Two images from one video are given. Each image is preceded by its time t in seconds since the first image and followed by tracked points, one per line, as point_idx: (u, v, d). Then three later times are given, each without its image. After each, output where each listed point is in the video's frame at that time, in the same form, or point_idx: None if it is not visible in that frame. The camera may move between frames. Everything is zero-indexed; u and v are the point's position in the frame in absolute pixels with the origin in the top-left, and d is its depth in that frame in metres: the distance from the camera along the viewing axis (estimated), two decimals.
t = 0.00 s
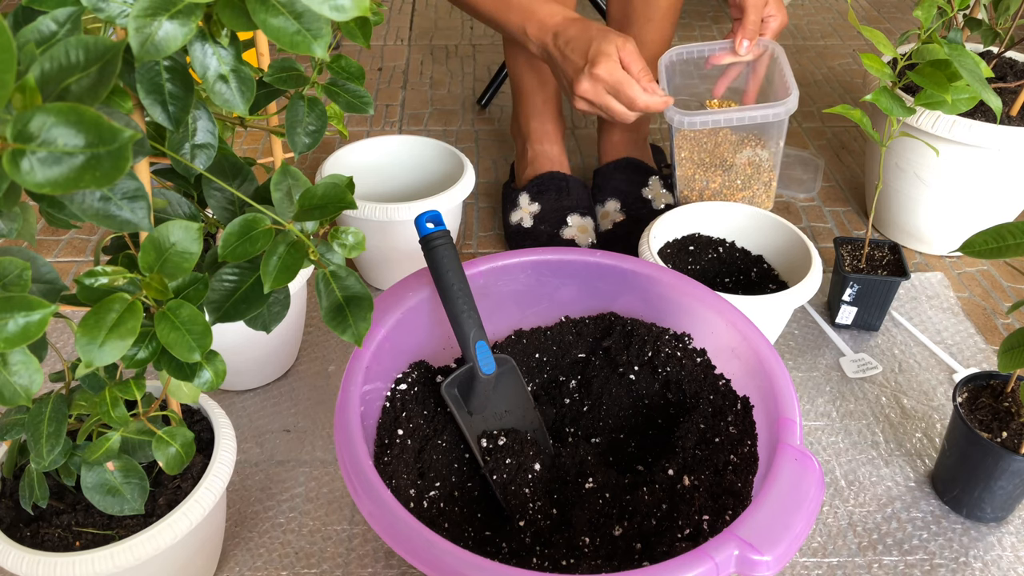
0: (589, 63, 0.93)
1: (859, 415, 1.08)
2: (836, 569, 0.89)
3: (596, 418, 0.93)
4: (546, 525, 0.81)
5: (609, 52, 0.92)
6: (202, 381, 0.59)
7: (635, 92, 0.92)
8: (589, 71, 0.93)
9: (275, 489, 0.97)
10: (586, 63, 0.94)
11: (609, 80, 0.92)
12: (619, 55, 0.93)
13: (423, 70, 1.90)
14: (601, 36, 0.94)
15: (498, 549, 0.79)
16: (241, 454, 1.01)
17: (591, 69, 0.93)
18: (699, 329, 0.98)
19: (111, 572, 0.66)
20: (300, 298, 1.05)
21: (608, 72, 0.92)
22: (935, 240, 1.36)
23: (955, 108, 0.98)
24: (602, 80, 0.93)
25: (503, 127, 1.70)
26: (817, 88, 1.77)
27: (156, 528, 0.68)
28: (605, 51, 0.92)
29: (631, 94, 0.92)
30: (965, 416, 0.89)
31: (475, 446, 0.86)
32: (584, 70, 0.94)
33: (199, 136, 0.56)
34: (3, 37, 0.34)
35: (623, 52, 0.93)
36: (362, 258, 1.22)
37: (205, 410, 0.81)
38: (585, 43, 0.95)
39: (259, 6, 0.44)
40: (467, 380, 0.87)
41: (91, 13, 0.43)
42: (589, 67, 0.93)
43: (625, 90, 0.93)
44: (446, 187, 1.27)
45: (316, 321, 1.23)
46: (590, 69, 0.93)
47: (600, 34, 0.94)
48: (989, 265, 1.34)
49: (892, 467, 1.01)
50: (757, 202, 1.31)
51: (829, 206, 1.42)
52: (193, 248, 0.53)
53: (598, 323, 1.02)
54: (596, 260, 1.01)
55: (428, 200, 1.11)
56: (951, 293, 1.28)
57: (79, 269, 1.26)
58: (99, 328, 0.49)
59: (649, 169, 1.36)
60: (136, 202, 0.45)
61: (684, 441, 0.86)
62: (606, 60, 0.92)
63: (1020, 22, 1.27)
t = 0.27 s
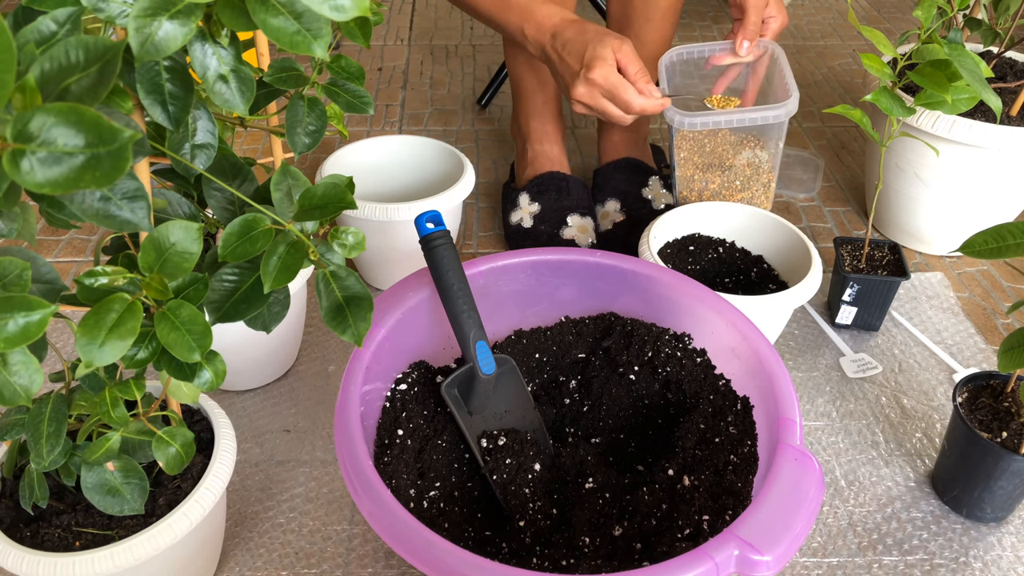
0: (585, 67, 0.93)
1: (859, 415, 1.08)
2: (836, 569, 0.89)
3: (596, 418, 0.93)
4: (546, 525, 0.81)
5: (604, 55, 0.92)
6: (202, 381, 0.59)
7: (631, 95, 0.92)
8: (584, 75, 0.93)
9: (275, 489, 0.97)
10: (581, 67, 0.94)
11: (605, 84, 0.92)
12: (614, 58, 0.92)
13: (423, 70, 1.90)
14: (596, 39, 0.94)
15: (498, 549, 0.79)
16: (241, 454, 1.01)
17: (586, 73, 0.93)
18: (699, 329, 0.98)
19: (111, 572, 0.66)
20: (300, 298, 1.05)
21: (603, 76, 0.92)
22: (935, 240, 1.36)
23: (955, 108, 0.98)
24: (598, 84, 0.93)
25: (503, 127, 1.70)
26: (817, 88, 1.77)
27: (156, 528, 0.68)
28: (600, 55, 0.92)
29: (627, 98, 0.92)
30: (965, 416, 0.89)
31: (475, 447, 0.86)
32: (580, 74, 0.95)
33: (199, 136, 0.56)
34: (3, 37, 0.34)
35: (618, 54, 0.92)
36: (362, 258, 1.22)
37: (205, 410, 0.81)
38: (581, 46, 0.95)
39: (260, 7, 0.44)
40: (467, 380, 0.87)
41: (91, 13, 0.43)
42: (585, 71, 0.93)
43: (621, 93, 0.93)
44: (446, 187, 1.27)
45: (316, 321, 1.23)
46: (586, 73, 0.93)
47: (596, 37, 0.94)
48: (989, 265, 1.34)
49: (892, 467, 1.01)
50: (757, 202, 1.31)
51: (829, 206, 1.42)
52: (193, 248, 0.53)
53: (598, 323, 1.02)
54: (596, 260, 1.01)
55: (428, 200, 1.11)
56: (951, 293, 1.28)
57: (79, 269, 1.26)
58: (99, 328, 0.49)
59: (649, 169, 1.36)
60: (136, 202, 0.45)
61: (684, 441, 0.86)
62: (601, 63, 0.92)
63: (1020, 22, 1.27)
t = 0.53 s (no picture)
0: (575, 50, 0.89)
1: (859, 415, 1.08)
2: (836, 569, 0.89)
3: (596, 418, 0.93)
4: (546, 525, 0.81)
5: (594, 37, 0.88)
6: (202, 381, 0.59)
7: (624, 76, 0.87)
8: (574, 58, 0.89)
9: (275, 489, 0.97)
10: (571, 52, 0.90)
11: (596, 66, 0.88)
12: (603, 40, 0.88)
13: (423, 70, 1.90)
14: (587, 23, 0.90)
15: (498, 549, 0.79)
16: (241, 454, 1.01)
17: (576, 56, 0.89)
18: (699, 329, 0.98)
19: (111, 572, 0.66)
20: (300, 298, 1.05)
21: (593, 58, 0.88)
22: (935, 240, 1.36)
23: (955, 108, 0.98)
24: (589, 67, 0.89)
25: (503, 127, 1.70)
26: (817, 88, 1.77)
27: (156, 528, 0.68)
28: (590, 38, 0.88)
29: (619, 80, 0.87)
30: (965, 416, 0.89)
31: (475, 446, 0.86)
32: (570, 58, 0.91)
33: (199, 136, 0.56)
34: (3, 37, 0.34)
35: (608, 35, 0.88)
36: (362, 258, 1.23)
37: (205, 410, 0.81)
38: (571, 31, 0.92)
39: (260, 7, 0.44)
40: (467, 380, 0.87)
41: (91, 13, 0.43)
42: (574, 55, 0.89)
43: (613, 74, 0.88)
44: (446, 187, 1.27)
45: (316, 321, 1.23)
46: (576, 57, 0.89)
47: (587, 21, 0.90)
48: (989, 265, 1.34)
49: (892, 467, 1.01)
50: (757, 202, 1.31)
51: (829, 206, 1.42)
52: (193, 248, 0.53)
53: (598, 323, 1.02)
54: (596, 260, 1.01)
55: (428, 200, 1.11)
56: (951, 293, 1.28)
57: (79, 269, 1.26)
58: (99, 328, 0.49)
59: (649, 169, 1.36)
60: (136, 202, 0.45)
61: (684, 441, 0.86)
62: (590, 46, 0.88)
63: (1020, 22, 1.27)
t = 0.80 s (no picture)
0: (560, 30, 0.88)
1: (859, 415, 1.08)
2: (836, 569, 0.89)
3: (596, 418, 0.93)
4: (546, 525, 0.81)
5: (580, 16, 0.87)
6: (202, 381, 0.59)
7: (612, 57, 0.87)
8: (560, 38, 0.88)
9: (274, 489, 0.97)
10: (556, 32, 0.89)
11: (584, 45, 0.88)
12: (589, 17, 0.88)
13: (423, 70, 1.90)
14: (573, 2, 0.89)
15: (498, 549, 0.79)
16: (241, 454, 1.01)
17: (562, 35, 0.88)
18: (699, 329, 0.98)
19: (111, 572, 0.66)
20: (300, 298, 1.05)
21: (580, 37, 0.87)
22: (935, 240, 1.36)
23: (955, 108, 0.98)
24: (575, 47, 0.89)
25: (503, 127, 1.70)
26: (817, 88, 1.77)
27: (156, 528, 0.68)
28: (576, 17, 0.88)
29: (607, 60, 0.88)
30: (965, 416, 0.89)
31: (475, 447, 0.86)
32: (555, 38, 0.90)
33: (199, 136, 0.56)
34: (3, 37, 0.34)
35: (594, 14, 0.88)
36: (362, 258, 1.22)
37: (205, 410, 0.81)
38: (558, 11, 0.91)
39: (260, 7, 0.44)
40: (467, 380, 0.87)
41: (91, 13, 0.43)
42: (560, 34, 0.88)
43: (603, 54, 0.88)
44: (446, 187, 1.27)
45: (316, 321, 1.23)
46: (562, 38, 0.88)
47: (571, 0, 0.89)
48: (989, 265, 1.34)
49: (892, 467, 1.01)
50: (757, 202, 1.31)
51: (829, 206, 1.42)
52: (193, 248, 0.53)
53: (598, 323, 1.02)
54: (596, 260, 1.01)
55: (428, 200, 1.11)
56: (951, 293, 1.28)
57: (79, 269, 1.26)
58: (99, 328, 0.49)
59: (649, 169, 1.36)
60: (136, 202, 0.45)
61: (684, 441, 0.86)
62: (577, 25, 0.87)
63: (1020, 22, 1.27)
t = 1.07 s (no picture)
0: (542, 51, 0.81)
1: (859, 415, 1.08)
2: (836, 569, 0.89)
3: (596, 418, 0.93)
4: (546, 525, 0.81)
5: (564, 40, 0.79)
6: (202, 381, 0.59)
7: (589, 85, 0.79)
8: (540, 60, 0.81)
9: (274, 489, 0.97)
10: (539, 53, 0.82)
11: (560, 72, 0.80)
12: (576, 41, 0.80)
13: (423, 70, 1.90)
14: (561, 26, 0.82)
15: (498, 549, 0.79)
16: (241, 454, 1.01)
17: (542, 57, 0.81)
18: (699, 329, 0.98)
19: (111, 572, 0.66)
20: (300, 298, 1.05)
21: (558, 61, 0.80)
22: (935, 240, 1.36)
23: (954, 108, 0.98)
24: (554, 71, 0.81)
25: (502, 127, 1.70)
26: (816, 88, 1.77)
27: (156, 528, 0.68)
28: (560, 40, 0.80)
29: (584, 88, 0.80)
30: (965, 416, 0.89)
31: (475, 446, 0.86)
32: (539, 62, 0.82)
33: (199, 136, 0.56)
34: (3, 37, 0.34)
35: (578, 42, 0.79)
36: (362, 258, 1.22)
37: (205, 410, 0.81)
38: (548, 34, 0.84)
39: (260, 6, 0.44)
40: (467, 380, 0.87)
41: (91, 13, 0.43)
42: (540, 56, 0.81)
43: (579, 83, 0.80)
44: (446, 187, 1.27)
45: (316, 321, 1.23)
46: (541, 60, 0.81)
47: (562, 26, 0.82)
48: (988, 265, 1.34)
49: (892, 467, 1.01)
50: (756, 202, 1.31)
51: (828, 206, 1.42)
52: (193, 248, 0.53)
53: (598, 323, 1.02)
54: (596, 260, 1.01)
55: (428, 200, 1.11)
56: (951, 293, 1.28)
57: (79, 269, 1.26)
58: (99, 328, 0.49)
59: (649, 169, 1.36)
60: (135, 202, 0.45)
61: (684, 441, 0.86)
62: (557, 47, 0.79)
63: (1020, 22, 1.27)
